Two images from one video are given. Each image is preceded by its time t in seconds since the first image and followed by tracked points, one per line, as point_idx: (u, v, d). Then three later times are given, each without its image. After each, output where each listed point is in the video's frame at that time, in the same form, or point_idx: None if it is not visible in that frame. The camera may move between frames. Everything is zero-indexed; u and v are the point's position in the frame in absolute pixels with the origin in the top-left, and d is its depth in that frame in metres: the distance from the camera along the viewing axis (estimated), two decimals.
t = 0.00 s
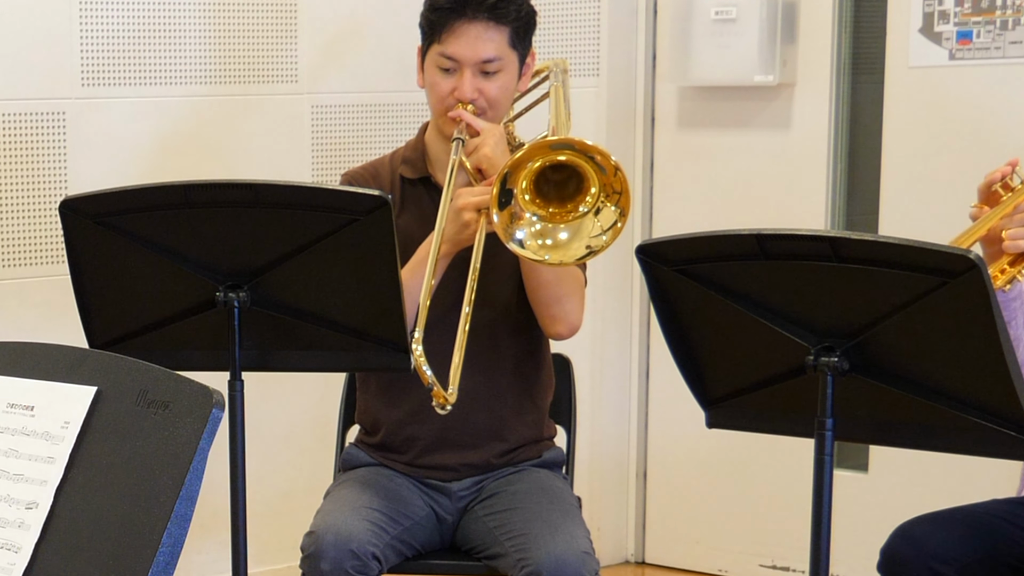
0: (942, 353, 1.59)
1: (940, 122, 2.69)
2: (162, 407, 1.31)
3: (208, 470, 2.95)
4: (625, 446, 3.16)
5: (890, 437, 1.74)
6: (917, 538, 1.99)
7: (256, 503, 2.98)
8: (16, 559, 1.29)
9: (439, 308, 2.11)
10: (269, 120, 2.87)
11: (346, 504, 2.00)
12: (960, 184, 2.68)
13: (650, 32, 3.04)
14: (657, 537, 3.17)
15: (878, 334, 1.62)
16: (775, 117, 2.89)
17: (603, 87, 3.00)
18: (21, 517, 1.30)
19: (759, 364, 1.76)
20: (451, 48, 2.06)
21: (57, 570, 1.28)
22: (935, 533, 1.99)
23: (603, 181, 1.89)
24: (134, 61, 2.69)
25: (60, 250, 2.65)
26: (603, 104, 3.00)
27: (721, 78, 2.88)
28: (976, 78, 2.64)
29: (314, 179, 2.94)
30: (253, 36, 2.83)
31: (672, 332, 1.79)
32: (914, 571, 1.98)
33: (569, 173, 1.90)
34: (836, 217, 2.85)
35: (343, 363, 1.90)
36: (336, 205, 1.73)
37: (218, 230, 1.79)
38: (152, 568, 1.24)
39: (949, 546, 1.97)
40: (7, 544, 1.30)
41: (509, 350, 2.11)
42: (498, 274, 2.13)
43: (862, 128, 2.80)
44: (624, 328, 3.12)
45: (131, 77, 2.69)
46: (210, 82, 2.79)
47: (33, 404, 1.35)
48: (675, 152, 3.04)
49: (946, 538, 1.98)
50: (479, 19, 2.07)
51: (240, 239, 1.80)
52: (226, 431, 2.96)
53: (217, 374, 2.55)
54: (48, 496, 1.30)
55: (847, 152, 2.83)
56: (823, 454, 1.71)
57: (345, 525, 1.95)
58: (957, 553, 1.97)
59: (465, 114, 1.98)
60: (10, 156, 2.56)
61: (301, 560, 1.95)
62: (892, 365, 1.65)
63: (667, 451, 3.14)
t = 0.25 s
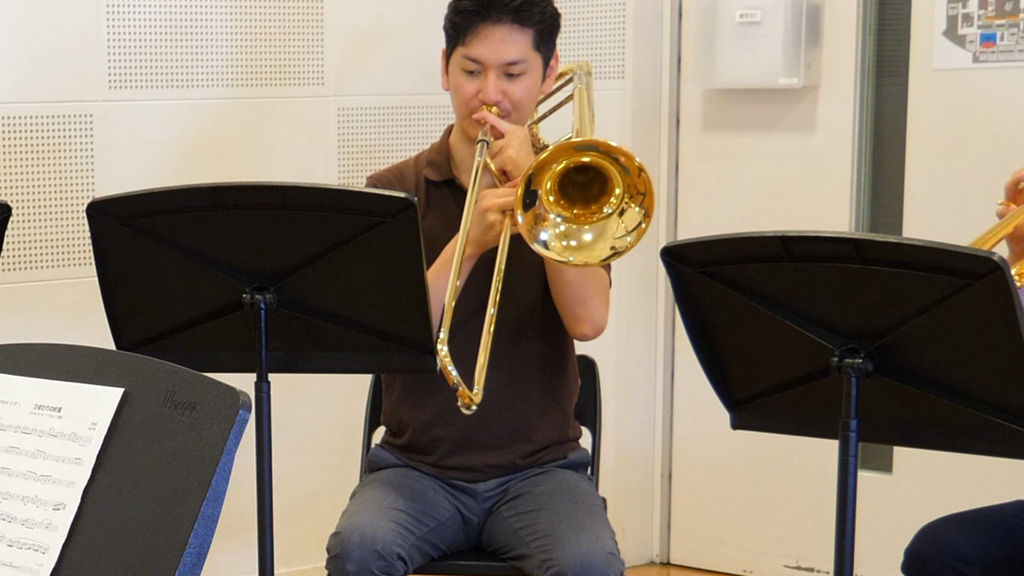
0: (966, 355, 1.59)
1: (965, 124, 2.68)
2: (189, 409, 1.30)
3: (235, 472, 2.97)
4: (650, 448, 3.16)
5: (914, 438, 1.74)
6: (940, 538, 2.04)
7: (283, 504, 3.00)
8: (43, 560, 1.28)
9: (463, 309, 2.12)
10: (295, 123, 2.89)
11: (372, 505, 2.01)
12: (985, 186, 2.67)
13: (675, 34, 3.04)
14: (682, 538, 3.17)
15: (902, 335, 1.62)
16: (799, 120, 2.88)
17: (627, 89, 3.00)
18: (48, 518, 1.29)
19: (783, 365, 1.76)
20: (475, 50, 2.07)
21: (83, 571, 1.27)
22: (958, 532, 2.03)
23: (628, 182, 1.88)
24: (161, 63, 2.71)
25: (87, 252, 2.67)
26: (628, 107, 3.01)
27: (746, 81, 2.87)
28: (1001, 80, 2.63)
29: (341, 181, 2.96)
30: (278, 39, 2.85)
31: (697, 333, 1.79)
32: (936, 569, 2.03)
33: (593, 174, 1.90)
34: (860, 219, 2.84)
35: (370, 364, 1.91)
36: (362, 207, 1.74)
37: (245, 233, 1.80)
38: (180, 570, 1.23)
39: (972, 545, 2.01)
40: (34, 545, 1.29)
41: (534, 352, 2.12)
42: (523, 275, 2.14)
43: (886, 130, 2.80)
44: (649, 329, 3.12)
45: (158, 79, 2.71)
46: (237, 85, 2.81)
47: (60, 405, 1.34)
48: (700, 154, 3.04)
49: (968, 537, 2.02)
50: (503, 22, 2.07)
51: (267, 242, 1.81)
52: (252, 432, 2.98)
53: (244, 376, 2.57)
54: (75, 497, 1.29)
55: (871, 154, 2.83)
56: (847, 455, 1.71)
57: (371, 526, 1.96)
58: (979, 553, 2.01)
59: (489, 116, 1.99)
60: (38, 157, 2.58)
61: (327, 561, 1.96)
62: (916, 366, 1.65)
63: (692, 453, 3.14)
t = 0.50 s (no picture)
0: (991, 357, 1.59)
1: (991, 126, 2.67)
2: (217, 411, 1.31)
3: (263, 473, 2.99)
4: (676, 449, 3.16)
5: (938, 440, 1.73)
6: (965, 539, 2.04)
7: (310, 505, 3.02)
8: (71, 561, 1.28)
9: (489, 311, 2.13)
10: (322, 126, 2.91)
11: (399, 506, 2.02)
12: (1011, 187, 2.66)
13: (701, 37, 3.04)
14: (707, 539, 3.17)
15: (927, 337, 1.62)
16: (824, 122, 2.88)
17: (653, 92, 3.00)
18: (77, 518, 1.30)
19: (809, 367, 1.76)
20: (501, 53, 2.08)
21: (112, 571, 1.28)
22: (983, 533, 2.03)
23: (652, 184, 1.88)
24: (189, 66, 2.73)
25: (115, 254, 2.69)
26: (654, 110, 3.01)
27: (771, 84, 2.87)
28: None
29: (368, 184, 2.98)
30: (305, 43, 2.87)
31: (723, 336, 1.79)
32: (961, 570, 2.03)
33: (618, 176, 1.91)
34: (884, 221, 2.84)
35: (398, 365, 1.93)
36: (388, 209, 1.75)
37: (272, 235, 1.81)
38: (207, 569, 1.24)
39: (997, 546, 2.01)
40: (62, 545, 1.30)
41: (560, 353, 2.13)
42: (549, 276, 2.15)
43: (911, 133, 2.79)
44: (674, 331, 3.12)
45: (185, 82, 2.73)
46: (264, 87, 2.83)
47: (90, 406, 1.35)
48: (725, 157, 3.03)
49: (994, 538, 2.02)
50: (529, 24, 2.08)
51: (294, 244, 1.82)
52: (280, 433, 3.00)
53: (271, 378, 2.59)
54: (103, 498, 1.30)
55: (896, 157, 2.82)
56: (872, 456, 1.71)
57: (398, 526, 1.97)
58: (1004, 554, 2.01)
59: (514, 119, 2.00)
60: (69, 160, 2.61)
61: (354, 562, 1.97)
62: (941, 368, 1.65)
63: (717, 454, 3.14)
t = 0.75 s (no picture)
0: (1017, 357, 1.59)
1: (1017, 128, 2.66)
2: (245, 412, 1.33)
3: (291, 474, 3.01)
4: (702, 450, 3.16)
5: (963, 440, 1.73)
6: (991, 540, 2.03)
7: (338, 506, 3.03)
8: (100, 562, 1.29)
9: (516, 313, 2.14)
10: (350, 129, 2.93)
11: (426, 507, 2.03)
12: None
13: (727, 41, 3.04)
14: (734, 540, 3.17)
15: (953, 338, 1.62)
16: (850, 125, 2.87)
17: (679, 95, 3.01)
18: (105, 519, 1.31)
19: (835, 369, 1.75)
20: (528, 56, 2.09)
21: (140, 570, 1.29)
22: (1009, 533, 2.02)
23: (679, 184, 1.89)
24: (216, 68, 2.75)
25: (144, 257, 2.71)
26: (680, 113, 3.01)
27: (796, 87, 2.86)
28: None
29: (395, 186, 3.00)
30: (333, 47, 2.89)
31: (749, 338, 1.79)
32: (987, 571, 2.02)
33: (645, 177, 1.91)
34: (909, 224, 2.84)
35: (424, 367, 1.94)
36: (416, 212, 1.76)
37: (300, 237, 1.82)
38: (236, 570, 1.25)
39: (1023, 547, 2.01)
40: (91, 546, 1.30)
41: (587, 354, 2.13)
42: (576, 278, 2.15)
43: (936, 135, 2.78)
44: (701, 333, 3.12)
45: (213, 84, 2.75)
46: (291, 90, 2.85)
47: (118, 408, 1.36)
48: (753, 160, 3.03)
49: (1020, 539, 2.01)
50: (556, 27, 2.09)
51: (322, 246, 1.83)
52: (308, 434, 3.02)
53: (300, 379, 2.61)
54: (131, 499, 1.31)
55: (921, 159, 2.82)
56: (897, 458, 1.71)
57: (425, 528, 1.98)
58: None
59: (542, 121, 2.01)
60: (98, 163, 2.63)
61: (382, 562, 1.98)
62: (966, 370, 1.65)
63: (743, 456, 3.13)
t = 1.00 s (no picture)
0: None
1: None
2: (274, 413, 1.32)
3: (319, 476, 3.03)
4: (729, 452, 3.16)
5: (989, 441, 1.73)
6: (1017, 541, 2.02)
7: (367, 507, 3.05)
8: (129, 562, 1.28)
9: (544, 314, 2.15)
10: (378, 131, 2.95)
11: (455, 508, 2.04)
12: None
13: (754, 43, 3.04)
14: (761, 541, 3.16)
15: (978, 341, 1.62)
16: (876, 127, 2.87)
17: (706, 97, 3.01)
18: (134, 520, 1.30)
19: (861, 371, 1.75)
20: (556, 58, 2.10)
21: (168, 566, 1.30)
22: None
23: (705, 186, 1.89)
24: (245, 71, 2.77)
25: (172, 258, 2.73)
26: (707, 115, 3.01)
27: (823, 90, 2.87)
28: None
29: (422, 189, 3.02)
30: (361, 49, 2.91)
31: (775, 340, 1.80)
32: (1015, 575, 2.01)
33: (672, 179, 1.91)
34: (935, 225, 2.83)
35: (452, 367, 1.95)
36: (444, 214, 1.77)
37: (329, 239, 1.83)
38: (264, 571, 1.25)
39: None
40: (120, 547, 1.30)
41: (614, 356, 2.14)
42: (604, 279, 2.16)
43: (962, 137, 2.77)
44: (728, 335, 3.12)
45: (243, 87, 2.77)
46: (318, 92, 2.87)
47: (147, 409, 1.36)
48: (779, 162, 3.03)
49: None
50: (584, 30, 2.10)
51: (350, 247, 1.84)
52: (336, 436, 3.04)
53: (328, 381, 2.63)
54: (160, 500, 1.31)
55: (947, 160, 2.81)
56: (923, 459, 1.72)
57: (453, 528, 1.99)
58: None
59: (570, 123, 2.01)
60: (127, 164, 2.64)
61: (410, 563, 1.99)
62: (992, 373, 1.64)
63: (769, 458, 3.13)
